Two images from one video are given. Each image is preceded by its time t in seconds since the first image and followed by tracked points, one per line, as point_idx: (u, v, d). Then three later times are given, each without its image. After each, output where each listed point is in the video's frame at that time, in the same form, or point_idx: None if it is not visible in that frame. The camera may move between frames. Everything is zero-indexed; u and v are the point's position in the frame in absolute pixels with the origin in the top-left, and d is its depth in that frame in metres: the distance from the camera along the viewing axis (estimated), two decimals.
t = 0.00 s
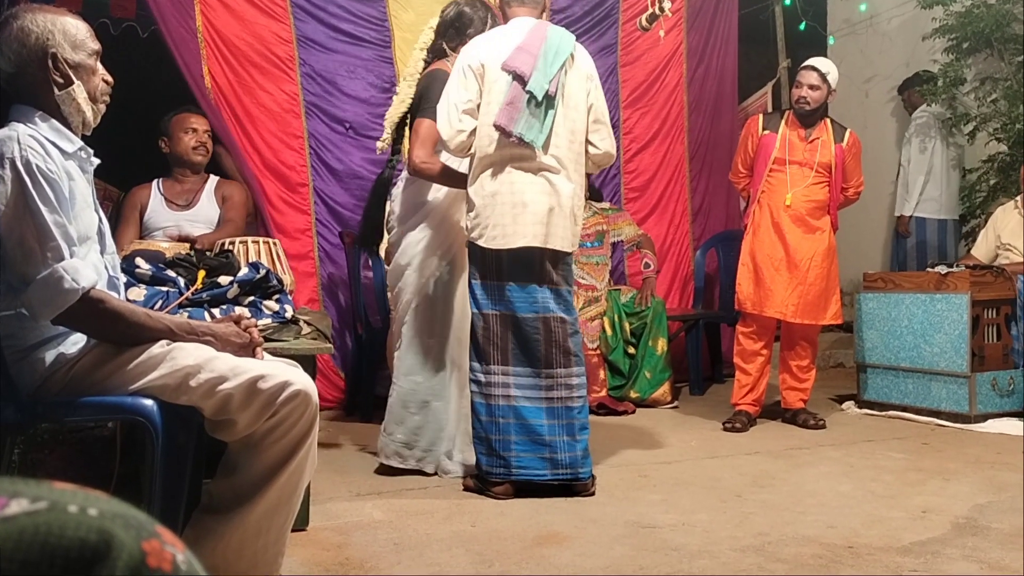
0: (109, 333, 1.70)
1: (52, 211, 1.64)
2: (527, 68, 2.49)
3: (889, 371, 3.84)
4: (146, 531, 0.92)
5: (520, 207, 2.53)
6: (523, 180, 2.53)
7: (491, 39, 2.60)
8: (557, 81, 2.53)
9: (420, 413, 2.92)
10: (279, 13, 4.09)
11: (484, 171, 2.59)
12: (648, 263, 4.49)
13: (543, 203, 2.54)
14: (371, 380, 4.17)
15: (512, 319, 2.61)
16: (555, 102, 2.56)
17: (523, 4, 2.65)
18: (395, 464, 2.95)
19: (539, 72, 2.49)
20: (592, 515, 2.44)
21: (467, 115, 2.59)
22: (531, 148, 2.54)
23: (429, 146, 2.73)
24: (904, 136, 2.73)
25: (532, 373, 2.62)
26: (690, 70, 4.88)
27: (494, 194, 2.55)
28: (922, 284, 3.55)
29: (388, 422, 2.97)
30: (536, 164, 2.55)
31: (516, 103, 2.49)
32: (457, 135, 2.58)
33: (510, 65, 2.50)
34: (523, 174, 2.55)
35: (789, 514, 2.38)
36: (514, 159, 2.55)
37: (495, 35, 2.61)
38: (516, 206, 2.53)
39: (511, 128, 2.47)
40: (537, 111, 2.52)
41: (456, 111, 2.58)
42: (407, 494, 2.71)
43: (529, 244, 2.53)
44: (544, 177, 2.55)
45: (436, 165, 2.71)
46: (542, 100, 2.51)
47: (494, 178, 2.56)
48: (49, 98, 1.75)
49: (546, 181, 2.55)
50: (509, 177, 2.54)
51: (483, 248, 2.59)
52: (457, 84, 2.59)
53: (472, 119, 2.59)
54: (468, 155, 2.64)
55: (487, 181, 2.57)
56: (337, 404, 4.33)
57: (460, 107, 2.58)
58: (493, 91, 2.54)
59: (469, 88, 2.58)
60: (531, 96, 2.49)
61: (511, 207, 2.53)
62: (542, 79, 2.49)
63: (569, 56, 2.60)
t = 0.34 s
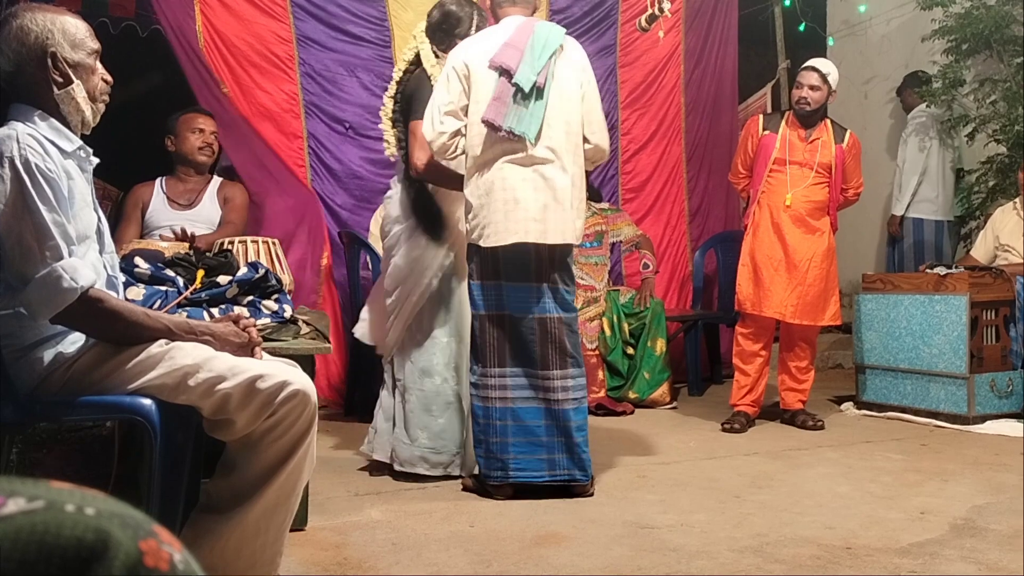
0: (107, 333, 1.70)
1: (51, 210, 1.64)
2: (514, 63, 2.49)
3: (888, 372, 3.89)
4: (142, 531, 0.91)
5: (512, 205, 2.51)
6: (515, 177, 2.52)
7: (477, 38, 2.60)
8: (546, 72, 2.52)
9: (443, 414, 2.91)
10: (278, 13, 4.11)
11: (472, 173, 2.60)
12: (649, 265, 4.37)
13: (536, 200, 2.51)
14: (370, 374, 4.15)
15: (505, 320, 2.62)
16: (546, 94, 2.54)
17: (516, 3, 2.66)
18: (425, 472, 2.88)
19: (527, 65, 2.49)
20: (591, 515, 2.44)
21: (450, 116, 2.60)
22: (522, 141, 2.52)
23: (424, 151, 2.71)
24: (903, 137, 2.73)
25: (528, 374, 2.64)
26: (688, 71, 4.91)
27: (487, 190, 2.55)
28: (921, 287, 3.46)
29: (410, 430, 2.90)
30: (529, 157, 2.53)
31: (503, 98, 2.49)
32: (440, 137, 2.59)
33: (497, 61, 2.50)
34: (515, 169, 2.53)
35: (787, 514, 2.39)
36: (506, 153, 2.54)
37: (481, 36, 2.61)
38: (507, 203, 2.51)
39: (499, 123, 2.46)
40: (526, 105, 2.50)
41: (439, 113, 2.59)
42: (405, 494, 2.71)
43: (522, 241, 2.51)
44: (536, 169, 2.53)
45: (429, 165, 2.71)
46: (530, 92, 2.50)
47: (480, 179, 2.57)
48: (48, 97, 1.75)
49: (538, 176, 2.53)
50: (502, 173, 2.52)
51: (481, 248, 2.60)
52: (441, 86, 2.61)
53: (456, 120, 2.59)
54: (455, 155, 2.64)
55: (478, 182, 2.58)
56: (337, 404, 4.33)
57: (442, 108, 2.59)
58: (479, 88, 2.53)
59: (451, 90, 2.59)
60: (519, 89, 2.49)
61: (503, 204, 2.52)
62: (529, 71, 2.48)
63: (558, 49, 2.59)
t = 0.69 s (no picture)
0: (107, 334, 1.70)
1: (51, 211, 1.64)
2: (511, 60, 2.51)
3: (887, 374, 3.84)
4: (142, 533, 0.91)
5: (516, 201, 2.51)
6: (519, 171, 2.51)
7: (470, 40, 2.60)
8: (542, 70, 2.54)
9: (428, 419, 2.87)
10: (278, 14, 4.08)
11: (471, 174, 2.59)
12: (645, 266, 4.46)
13: (540, 196, 2.52)
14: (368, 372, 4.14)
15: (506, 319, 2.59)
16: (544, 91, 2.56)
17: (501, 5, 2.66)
18: (412, 473, 2.88)
19: (523, 62, 2.51)
20: (591, 517, 2.44)
21: (446, 116, 2.56)
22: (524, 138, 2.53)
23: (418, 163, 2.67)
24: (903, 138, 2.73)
25: (526, 376, 2.61)
26: (687, 73, 4.91)
27: (491, 189, 2.53)
28: (921, 288, 3.55)
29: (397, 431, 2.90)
30: (530, 153, 2.53)
31: (502, 95, 2.50)
32: (436, 137, 2.54)
33: (493, 60, 2.52)
34: (519, 163, 2.53)
35: (787, 516, 2.38)
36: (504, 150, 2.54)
37: (471, 38, 2.61)
38: (509, 199, 2.51)
39: (500, 120, 2.48)
40: (525, 101, 2.52)
41: (434, 113, 2.55)
42: (405, 495, 2.71)
43: (527, 236, 2.51)
44: (537, 164, 2.53)
45: (425, 165, 2.68)
46: (528, 89, 2.51)
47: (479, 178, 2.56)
48: (49, 99, 1.75)
49: (541, 171, 2.53)
50: (505, 168, 2.52)
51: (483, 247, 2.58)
52: (436, 86, 2.58)
53: (452, 118, 2.55)
54: (451, 156, 2.59)
55: (479, 182, 2.56)
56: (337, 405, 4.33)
57: (438, 109, 2.55)
58: (476, 87, 2.54)
59: (447, 90, 2.56)
60: (517, 86, 2.50)
61: (505, 202, 2.51)
62: (527, 69, 2.50)
63: (551, 48, 2.62)
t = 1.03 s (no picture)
0: (109, 341, 1.70)
1: (52, 218, 1.64)
2: (540, 69, 2.49)
3: (888, 380, 3.84)
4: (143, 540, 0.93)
5: (533, 212, 2.52)
6: (538, 183, 2.52)
7: (497, 41, 2.59)
8: (569, 82, 2.53)
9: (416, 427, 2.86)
10: (279, 22, 4.14)
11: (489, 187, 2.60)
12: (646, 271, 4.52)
13: (557, 206, 2.53)
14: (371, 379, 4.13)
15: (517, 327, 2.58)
16: (569, 104, 2.56)
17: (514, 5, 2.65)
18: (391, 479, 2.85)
19: (552, 73, 2.50)
20: (591, 523, 2.44)
21: (474, 119, 2.57)
22: (548, 152, 2.54)
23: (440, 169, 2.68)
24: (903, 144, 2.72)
25: (537, 386, 2.56)
26: (688, 79, 4.91)
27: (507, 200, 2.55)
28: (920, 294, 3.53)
29: (383, 436, 2.87)
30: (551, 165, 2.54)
31: (530, 105, 2.48)
32: (465, 139, 2.55)
33: (521, 69, 2.50)
34: (538, 176, 2.53)
35: (787, 522, 2.38)
36: (530, 161, 2.54)
37: (495, 41, 2.61)
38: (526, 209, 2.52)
39: (528, 131, 2.48)
40: (553, 113, 2.51)
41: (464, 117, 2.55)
42: (404, 501, 2.71)
43: (544, 248, 2.52)
44: (558, 179, 2.54)
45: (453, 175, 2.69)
46: (557, 102, 2.50)
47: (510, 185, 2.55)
48: (50, 105, 1.75)
49: (560, 183, 2.54)
50: (525, 180, 2.53)
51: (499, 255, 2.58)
52: (463, 86, 2.57)
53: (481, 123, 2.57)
54: (476, 161, 2.60)
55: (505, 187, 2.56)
56: (336, 410, 4.33)
57: (468, 111, 2.55)
58: (504, 93, 2.52)
59: (477, 91, 2.56)
60: (547, 98, 2.49)
61: (524, 212, 2.52)
62: (555, 79, 2.49)
63: (576, 58, 2.60)
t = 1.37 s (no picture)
0: (112, 347, 1.70)
1: (55, 224, 1.64)
2: (560, 74, 2.49)
3: (892, 386, 3.86)
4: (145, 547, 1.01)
5: (552, 219, 2.52)
6: (557, 192, 2.52)
7: (523, 46, 2.60)
8: (591, 87, 2.51)
9: (431, 436, 2.82)
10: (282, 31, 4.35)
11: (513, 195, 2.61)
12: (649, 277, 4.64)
13: (575, 214, 2.51)
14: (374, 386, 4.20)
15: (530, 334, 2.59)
16: (591, 109, 2.55)
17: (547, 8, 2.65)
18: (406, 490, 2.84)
19: (573, 78, 2.48)
20: (594, 529, 2.43)
21: (499, 124, 2.55)
22: (566, 157, 2.53)
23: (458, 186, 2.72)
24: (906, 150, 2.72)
25: (549, 393, 2.56)
26: (690, 84, 4.92)
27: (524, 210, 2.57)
28: (924, 301, 3.54)
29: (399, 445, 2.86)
30: (571, 173, 2.54)
31: (549, 111, 2.49)
32: (490, 144, 2.54)
33: (543, 73, 2.50)
34: (558, 184, 2.54)
35: (790, 528, 2.38)
36: (549, 168, 2.54)
37: (525, 44, 2.61)
38: (547, 217, 2.52)
39: (545, 137, 2.47)
40: (572, 119, 2.51)
41: (489, 122, 2.54)
42: (407, 508, 2.71)
43: (562, 256, 2.50)
44: (578, 187, 2.53)
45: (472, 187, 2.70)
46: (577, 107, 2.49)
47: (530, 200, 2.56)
48: (53, 112, 1.75)
49: (580, 191, 2.53)
50: (545, 189, 2.53)
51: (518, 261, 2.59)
52: (489, 92, 2.57)
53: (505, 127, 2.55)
54: (502, 165, 2.60)
55: (524, 196, 2.57)
56: (338, 416, 4.32)
57: (493, 116, 2.55)
58: (526, 99, 2.53)
59: (501, 97, 2.56)
60: (566, 104, 2.48)
61: (543, 219, 2.53)
62: (576, 86, 2.47)
63: (604, 60, 2.58)
